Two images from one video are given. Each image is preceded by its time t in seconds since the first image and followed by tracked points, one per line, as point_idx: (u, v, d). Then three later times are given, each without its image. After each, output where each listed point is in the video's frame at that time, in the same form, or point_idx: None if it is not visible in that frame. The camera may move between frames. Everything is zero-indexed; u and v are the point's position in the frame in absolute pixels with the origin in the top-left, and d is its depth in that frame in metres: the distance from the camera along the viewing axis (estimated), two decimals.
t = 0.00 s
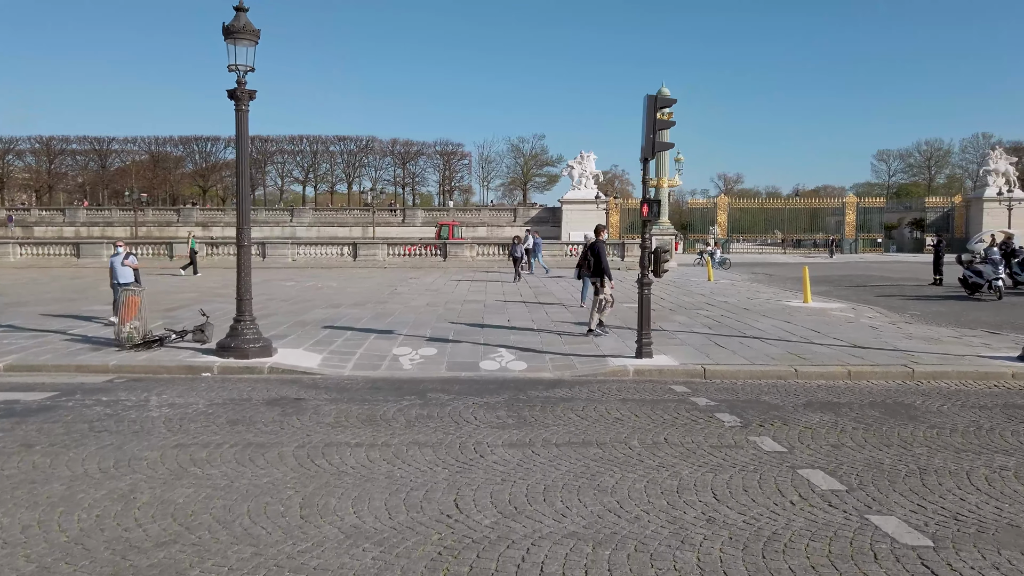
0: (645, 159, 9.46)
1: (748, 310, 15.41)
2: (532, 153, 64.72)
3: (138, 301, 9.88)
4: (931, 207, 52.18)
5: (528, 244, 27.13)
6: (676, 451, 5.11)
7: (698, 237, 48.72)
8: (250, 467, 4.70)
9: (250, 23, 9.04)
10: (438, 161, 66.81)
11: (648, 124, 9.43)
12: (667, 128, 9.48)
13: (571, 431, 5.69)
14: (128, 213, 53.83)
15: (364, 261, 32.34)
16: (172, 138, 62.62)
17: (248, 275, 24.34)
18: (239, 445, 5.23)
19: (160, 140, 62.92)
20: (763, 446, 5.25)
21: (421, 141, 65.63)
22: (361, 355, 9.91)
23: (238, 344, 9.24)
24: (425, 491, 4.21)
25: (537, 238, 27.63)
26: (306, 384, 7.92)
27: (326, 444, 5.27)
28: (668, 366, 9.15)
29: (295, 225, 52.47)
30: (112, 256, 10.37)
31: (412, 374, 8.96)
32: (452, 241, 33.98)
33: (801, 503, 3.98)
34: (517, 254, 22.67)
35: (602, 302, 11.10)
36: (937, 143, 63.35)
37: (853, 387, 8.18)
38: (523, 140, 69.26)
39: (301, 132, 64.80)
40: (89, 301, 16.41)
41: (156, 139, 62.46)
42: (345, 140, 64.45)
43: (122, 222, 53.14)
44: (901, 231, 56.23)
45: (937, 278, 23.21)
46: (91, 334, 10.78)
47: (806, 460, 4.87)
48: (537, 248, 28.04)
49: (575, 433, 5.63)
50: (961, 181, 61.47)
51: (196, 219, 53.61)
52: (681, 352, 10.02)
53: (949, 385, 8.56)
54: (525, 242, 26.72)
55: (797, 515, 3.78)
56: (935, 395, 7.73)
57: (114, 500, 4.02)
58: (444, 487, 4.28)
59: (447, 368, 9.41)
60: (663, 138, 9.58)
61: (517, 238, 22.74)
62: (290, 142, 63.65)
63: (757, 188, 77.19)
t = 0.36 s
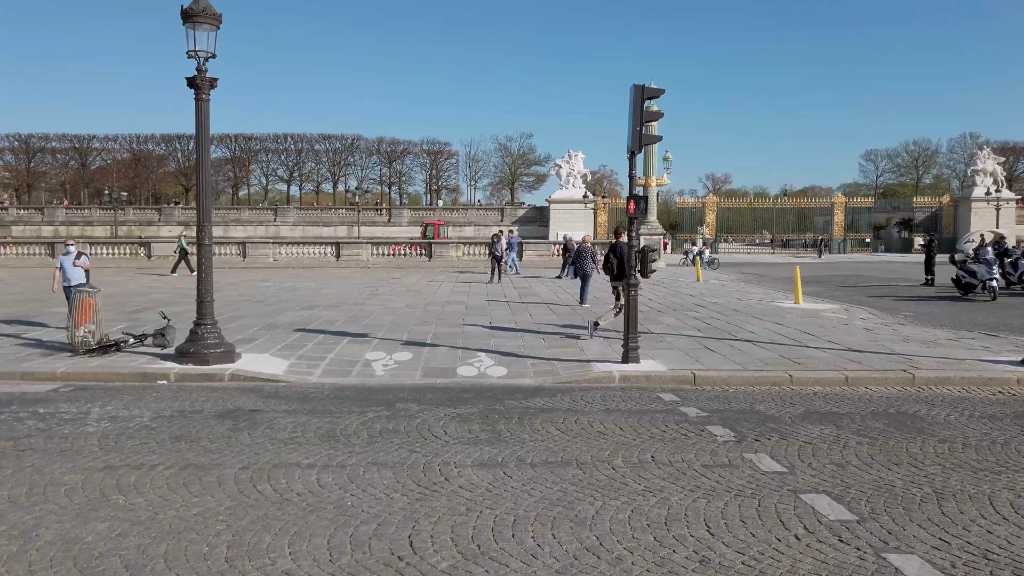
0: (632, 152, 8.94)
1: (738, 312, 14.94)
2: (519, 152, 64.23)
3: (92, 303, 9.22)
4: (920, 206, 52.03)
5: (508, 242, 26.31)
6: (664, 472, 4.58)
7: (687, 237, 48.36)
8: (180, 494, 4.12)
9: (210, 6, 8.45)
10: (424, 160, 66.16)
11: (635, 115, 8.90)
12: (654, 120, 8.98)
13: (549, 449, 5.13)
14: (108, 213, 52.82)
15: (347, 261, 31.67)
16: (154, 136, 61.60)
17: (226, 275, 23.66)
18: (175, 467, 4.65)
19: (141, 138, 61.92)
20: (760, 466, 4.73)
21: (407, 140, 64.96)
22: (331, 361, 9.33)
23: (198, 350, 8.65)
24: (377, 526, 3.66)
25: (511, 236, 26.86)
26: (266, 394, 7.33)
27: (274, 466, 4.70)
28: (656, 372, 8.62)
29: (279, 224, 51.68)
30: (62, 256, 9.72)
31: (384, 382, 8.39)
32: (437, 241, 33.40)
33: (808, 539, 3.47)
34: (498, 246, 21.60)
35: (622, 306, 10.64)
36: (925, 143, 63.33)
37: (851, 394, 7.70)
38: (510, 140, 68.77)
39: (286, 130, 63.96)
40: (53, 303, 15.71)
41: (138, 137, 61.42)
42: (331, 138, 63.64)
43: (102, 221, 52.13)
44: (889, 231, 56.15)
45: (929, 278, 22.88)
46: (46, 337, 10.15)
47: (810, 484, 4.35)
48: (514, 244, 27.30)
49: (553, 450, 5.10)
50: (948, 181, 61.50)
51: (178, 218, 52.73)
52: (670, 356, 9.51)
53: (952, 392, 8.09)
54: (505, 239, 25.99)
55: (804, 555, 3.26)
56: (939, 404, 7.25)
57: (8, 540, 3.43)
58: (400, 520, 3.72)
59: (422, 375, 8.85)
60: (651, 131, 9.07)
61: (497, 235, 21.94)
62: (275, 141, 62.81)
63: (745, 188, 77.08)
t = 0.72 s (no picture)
0: (624, 146, 8.43)
1: (736, 315, 14.43)
2: (513, 152, 63.70)
3: (51, 306, 8.65)
4: (916, 207, 51.67)
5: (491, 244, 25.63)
6: (657, 499, 4.06)
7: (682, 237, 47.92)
8: (101, 530, 3.60)
9: None
10: (418, 160, 65.58)
11: (628, 108, 8.40)
12: (648, 111, 8.48)
13: (529, 471, 4.60)
14: (96, 213, 52.11)
15: (336, 261, 31.14)
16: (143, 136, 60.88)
17: (210, 276, 23.10)
18: (105, 494, 4.14)
19: (131, 137, 61.28)
20: (765, 491, 4.21)
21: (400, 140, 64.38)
22: (304, 368, 8.79)
23: (161, 355, 8.13)
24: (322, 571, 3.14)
25: (491, 237, 26.21)
26: (228, 405, 6.79)
27: (217, 493, 4.17)
28: (650, 379, 8.11)
29: (270, 224, 51.07)
30: (16, 260, 9.14)
31: (359, 390, 7.87)
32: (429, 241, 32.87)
33: None
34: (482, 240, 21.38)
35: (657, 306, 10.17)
36: (921, 144, 62.95)
37: (860, 405, 7.17)
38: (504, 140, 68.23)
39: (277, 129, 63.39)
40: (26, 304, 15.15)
41: (127, 137, 60.68)
42: (323, 138, 63.06)
43: (90, 222, 51.40)
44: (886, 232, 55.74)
45: (928, 280, 22.43)
46: (5, 342, 9.61)
47: (822, 514, 3.84)
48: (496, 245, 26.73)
49: (534, 472, 4.57)
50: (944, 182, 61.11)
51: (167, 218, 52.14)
52: (665, 362, 8.99)
53: (965, 401, 7.57)
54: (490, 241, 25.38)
55: None
56: (953, 415, 6.74)
57: None
58: (351, 564, 3.20)
59: (400, 382, 8.32)
60: (644, 123, 8.57)
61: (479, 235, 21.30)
62: (267, 141, 62.23)
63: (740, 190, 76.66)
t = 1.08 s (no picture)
0: (621, 142, 7.94)
1: (735, 318, 13.94)
2: (509, 152, 63.18)
3: (10, 311, 8.10)
4: (915, 207, 51.28)
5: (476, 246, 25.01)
6: (659, 541, 3.54)
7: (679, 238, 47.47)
8: None
9: None
10: (413, 159, 65.02)
11: (626, 102, 7.92)
12: (645, 106, 8.02)
13: (513, 504, 4.08)
14: (87, 213, 51.51)
15: (328, 261, 30.62)
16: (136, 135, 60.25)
17: (198, 277, 22.59)
18: (25, 535, 3.61)
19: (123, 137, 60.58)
20: (781, 530, 3.70)
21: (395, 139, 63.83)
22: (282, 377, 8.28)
23: (125, 365, 7.60)
24: None
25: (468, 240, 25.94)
26: (191, 421, 6.27)
27: (155, 534, 3.63)
28: (649, 391, 7.59)
29: (263, 225, 50.51)
30: None
31: (337, 402, 7.35)
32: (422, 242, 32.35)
33: None
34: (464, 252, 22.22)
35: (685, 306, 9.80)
36: (919, 144, 62.55)
37: (874, 420, 6.68)
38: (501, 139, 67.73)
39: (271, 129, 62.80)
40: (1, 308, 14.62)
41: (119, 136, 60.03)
42: (317, 137, 62.50)
43: (81, 222, 50.78)
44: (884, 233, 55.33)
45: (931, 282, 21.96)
46: None
47: (849, 561, 3.33)
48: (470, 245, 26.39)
49: (518, 506, 4.04)
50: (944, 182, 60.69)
51: (159, 218, 51.56)
52: (665, 371, 8.48)
53: (987, 415, 7.07)
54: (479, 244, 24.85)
55: None
56: (975, 431, 6.23)
57: None
58: None
59: (383, 393, 7.81)
60: (642, 118, 8.10)
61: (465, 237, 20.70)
62: (260, 140, 61.64)
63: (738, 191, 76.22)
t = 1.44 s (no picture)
0: (621, 134, 7.40)
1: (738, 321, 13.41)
2: (505, 152, 62.65)
3: None
4: (914, 208, 50.90)
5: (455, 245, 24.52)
6: None
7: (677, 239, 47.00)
8: None
9: None
10: (408, 159, 64.47)
11: (625, 91, 7.38)
12: (647, 94, 7.49)
13: (501, 538, 3.53)
14: (78, 213, 50.80)
15: (320, 262, 30.04)
16: (127, 135, 59.53)
17: (184, 278, 22.00)
18: None
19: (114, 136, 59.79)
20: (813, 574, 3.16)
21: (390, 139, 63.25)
22: (257, 384, 7.71)
23: (86, 373, 7.03)
24: None
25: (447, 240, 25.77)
26: (151, 436, 5.72)
27: None
28: (651, 400, 7.06)
29: (256, 225, 49.90)
30: None
31: (315, 413, 6.81)
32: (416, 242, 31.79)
33: None
34: (442, 258, 23.02)
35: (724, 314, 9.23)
36: (918, 144, 62.20)
37: (895, 434, 6.16)
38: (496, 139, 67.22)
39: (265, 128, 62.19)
40: None
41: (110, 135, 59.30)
42: (311, 137, 61.94)
43: (71, 222, 50.07)
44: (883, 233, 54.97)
45: (935, 284, 21.48)
46: None
47: None
48: (445, 242, 26.25)
49: (506, 544, 3.49)
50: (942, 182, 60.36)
51: (150, 218, 50.94)
52: (666, 379, 7.94)
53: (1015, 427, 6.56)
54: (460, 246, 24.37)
55: None
56: (1007, 446, 5.72)
57: None
58: None
59: (364, 402, 7.27)
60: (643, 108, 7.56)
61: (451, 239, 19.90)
62: (254, 140, 61.01)
63: (735, 192, 75.84)
